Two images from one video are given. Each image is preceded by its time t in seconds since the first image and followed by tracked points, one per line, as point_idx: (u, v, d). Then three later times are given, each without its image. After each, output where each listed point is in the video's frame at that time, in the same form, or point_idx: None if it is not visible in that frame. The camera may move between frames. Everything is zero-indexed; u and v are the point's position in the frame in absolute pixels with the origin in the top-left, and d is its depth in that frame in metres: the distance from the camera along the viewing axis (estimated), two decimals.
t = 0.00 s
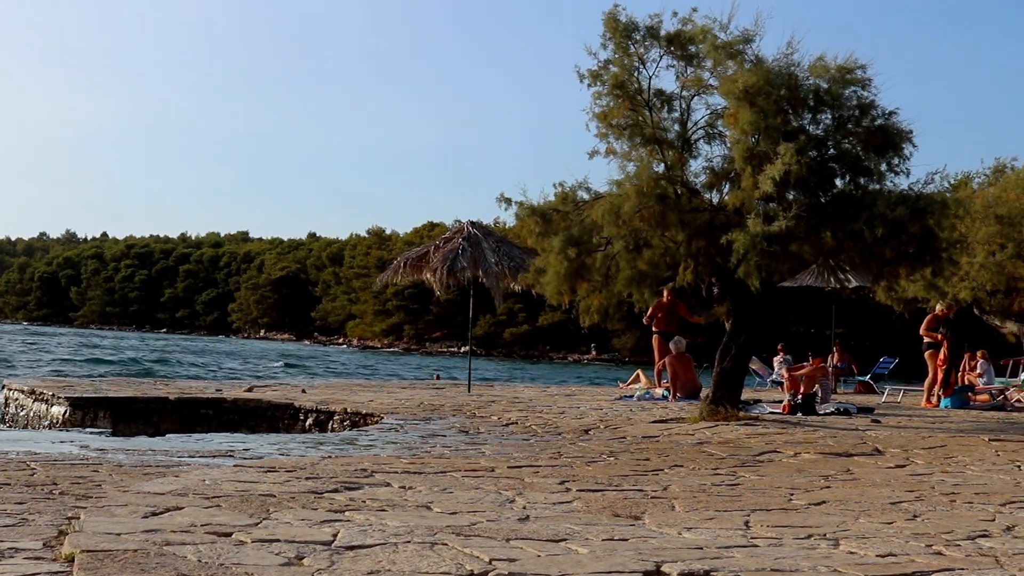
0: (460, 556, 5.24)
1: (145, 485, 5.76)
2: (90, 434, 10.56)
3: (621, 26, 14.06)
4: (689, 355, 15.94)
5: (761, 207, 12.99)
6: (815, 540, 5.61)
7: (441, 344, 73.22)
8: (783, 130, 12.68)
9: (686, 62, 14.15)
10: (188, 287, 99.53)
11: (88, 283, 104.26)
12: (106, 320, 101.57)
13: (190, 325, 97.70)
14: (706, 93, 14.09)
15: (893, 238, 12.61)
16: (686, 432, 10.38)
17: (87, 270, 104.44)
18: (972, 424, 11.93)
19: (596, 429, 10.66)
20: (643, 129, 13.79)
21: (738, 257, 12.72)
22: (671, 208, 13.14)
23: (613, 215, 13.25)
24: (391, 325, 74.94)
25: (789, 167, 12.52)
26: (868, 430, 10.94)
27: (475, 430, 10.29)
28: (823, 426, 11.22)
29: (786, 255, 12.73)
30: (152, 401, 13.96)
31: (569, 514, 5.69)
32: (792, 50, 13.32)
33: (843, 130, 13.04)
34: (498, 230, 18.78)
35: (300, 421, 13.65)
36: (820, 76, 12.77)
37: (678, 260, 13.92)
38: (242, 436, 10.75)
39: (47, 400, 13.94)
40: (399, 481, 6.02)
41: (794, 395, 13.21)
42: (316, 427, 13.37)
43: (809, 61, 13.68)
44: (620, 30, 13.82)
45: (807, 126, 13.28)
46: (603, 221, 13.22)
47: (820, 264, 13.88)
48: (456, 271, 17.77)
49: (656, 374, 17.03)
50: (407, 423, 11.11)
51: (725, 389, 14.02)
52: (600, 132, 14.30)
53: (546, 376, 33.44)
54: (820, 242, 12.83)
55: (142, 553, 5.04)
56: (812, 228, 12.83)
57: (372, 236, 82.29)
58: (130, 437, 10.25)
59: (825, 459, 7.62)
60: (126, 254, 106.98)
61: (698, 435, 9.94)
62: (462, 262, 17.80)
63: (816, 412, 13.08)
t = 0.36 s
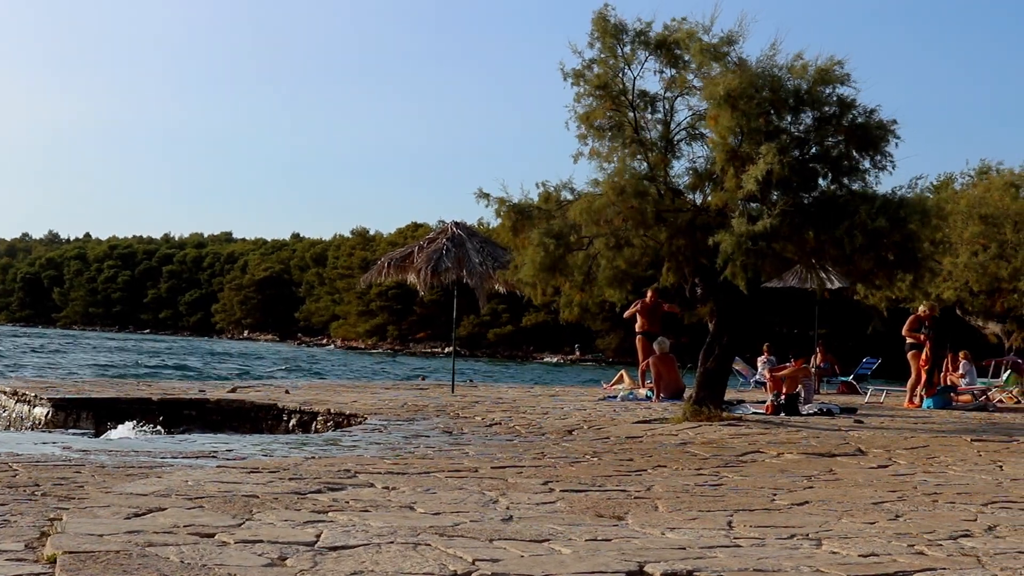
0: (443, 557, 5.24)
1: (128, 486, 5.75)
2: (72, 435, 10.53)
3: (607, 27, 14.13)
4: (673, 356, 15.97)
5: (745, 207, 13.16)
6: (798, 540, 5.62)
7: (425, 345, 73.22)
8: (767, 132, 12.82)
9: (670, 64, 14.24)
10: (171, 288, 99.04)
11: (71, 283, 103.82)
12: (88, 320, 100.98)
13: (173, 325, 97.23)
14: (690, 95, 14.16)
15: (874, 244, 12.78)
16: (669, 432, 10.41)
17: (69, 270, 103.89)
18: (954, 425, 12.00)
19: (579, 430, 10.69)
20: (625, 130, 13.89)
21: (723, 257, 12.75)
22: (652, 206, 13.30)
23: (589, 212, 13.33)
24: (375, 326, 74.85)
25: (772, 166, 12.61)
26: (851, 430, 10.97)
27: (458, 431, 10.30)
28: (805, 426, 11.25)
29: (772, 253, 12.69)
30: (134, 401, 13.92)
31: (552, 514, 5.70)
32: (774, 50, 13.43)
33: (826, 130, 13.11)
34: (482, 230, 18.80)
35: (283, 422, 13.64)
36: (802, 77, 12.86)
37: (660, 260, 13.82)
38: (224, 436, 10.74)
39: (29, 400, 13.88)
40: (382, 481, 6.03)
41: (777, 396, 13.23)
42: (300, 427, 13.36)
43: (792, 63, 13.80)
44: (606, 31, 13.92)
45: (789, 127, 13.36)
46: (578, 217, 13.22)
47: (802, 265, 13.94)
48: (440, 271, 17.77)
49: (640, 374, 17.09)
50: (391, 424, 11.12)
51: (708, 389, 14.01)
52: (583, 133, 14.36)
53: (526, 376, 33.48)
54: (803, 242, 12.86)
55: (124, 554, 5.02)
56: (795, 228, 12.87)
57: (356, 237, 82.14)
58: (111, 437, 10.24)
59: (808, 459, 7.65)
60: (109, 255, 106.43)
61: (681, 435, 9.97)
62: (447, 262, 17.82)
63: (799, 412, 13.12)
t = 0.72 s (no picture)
0: (425, 557, 5.25)
1: (109, 485, 5.75)
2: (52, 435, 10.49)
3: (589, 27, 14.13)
4: (655, 355, 15.96)
5: (725, 206, 13.26)
6: (779, 540, 5.64)
7: (408, 345, 73.11)
8: (746, 131, 12.88)
9: (651, 63, 14.26)
10: (153, 287, 98.59)
11: (53, 281, 103.23)
12: (70, 320, 100.49)
13: (156, 325, 96.76)
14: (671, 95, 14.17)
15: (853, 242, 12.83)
16: (652, 432, 10.42)
17: (51, 269, 103.39)
18: (936, 425, 12.05)
19: (562, 430, 10.69)
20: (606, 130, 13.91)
21: (699, 254, 12.87)
22: (631, 206, 13.36)
23: (569, 213, 13.41)
24: (357, 325, 74.62)
25: (750, 166, 12.67)
26: (833, 430, 11.00)
27: (441, 431, 10.30)
28: (787, 426, 11.27)
29: (746, 252, 12.83)
30: (116, 401, 13.87)
31: (534, 514, 5.70)
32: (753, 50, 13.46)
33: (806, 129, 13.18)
34: (465, 230, 18.79)
35: (265, 422, 13.63)
36: (781, 76, 12.88)
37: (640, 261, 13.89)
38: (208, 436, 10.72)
39: (10, 399, 13.81)
40: (364, 481, 6.04)
41: (759, 396, 13.26)
42: (282, 427, 13.35)
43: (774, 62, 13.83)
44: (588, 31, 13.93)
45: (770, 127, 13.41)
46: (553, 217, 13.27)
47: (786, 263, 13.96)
48: (423, 271, 17.83)
49: (623, 374, 17.12)
50: (374, 423, 11.12)
51: (689, 390, 14.02)
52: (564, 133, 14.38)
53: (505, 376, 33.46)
54: (783, 242, 12.94)
55: (105, 554, 5.01)
56: (774, 229, 12.94)
57: (340, 236, 81.96)
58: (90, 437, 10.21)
59: (790, 459, 7.66)
60: (91, 254, 105.85)
61: (663, 435, 9.99)
62: (429, 262, 17.86)
63: (781, 412, 13.15)
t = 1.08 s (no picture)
0: (404, 556, 5.25)
1: (87, 484, 5.74)
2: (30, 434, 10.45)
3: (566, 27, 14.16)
4: (635, 354, 16.02)
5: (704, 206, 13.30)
6: (757, 538, 5.66)
7: (388, 343, 72.95)
8: (725, 130, 12.94)
9: (630, 63, 14.30)
10: (133, 286, 98.12)
11: (35, 279, 102.79)
12: (50, 318, 99.98)
13: (135, 323, 96.26)
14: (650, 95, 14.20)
15: (831, 239, 12.87)
16: (631, 431, 10.44)
17: (30, 268, 102.86)
18: (915, 424, 12.09)
19: (542, 429, 10.69)
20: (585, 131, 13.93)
21: (679, 253, 12.94)
22: (614, 207, 13.27)
23: (551, 218, 13.49)
24: (337, 324, 74.43)
25: (729, 164, 12.74)
26: (812, 429, 11.03)
27: (421, 430, 10.30)
28: (767, 425, 11.29)
29: (726, 252, 12.87)
30: (95, 400, 13.84)
31: (513, 513, 5.72)
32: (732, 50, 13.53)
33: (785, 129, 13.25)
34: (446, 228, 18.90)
35: (245, 421, 13.63)
36: (760, 75, 12.97)
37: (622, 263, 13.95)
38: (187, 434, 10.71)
39: None
40: (344, 479, 6.04)
41: (739, 395, 13.27)
42: (262, 426, 13.36)
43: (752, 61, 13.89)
44: (565, 31, 13.96)
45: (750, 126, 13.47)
46: (538, 225, 13.40)
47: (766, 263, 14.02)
48: (403, 270, 17.94)
49: (602, 374, 17.21)
50: (353, 422, 11.12)
51: (669, 389, 14.10)
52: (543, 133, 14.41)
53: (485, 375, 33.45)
54: (763, 242, 13.00)
55: (83, 552, 5.00)
56: (754, 229, 13.01)
57: (320, 235, 81.78)
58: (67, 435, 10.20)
59: (769, 458, 7.69)
60: (70, 252, 105.27)
61: (643, 434, 10.01)
62: (410, 261, 17.96)
63: (760, 411, 13.17)
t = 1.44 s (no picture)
0: (382, 554, 5.26)
1: (65, 484, 5.74)
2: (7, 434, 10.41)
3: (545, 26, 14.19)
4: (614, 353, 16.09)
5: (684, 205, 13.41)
6: (735, 537, 5.68)
7: (367, 342, 72.75)
8: (705, 130, 13.03)
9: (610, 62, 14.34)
10: (112, 284, 97.56)
11: (16, 276, 102.22)
12: (28, 317, 99.38)
13: (114, 322, 95.68)
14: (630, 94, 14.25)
15: (812, 241, 12.99)
16: (610, 430, 10.45)
17: (8, 266, 102.33)
18: (894, 423, 12.15)
19: (521, 427, 10.67)
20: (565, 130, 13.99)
21: (661, 253, 12.97)
22: (592, 205, 13.46)
23: (530, 212, 13.51)
24: (317, 323, 74.04)
25: (709, 164, 12.82)
26: (791, 428, 11.05)
27: (400, 429, 10.30)
28: (746, 424, 11.31)
29: (707, 251, 12.92)
30: (72, 400, 13.78)
31: (492, 512, 5.72)
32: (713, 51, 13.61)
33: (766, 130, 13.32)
34: (424, 227, 19.07)
35: (225, 419, 13.64)
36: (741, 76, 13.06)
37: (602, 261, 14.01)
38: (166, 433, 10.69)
39: None
40: (323, 478, 6.05)
41: (718, 394, 13.32)
42: (242, 425, 13.38)
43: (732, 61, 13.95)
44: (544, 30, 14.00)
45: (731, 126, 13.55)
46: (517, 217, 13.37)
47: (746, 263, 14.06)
48: (382, 270, 18.11)
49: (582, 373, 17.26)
50: (332, 422, 11.09)
51: (649, 388, 14.16)
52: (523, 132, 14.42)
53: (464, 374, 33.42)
54: (743, 242, 13.09)
55: (60, 552, 4.98)
56: (734, 228, 13.08)
57: (300, 234, 81.57)
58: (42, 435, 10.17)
59: (748, 457, 7.71)
60: (49, 250, 104.65)
61: (622, 433, 10.02)
62: (389, 260, 18.13)
63: (739, 410, 13.22)
